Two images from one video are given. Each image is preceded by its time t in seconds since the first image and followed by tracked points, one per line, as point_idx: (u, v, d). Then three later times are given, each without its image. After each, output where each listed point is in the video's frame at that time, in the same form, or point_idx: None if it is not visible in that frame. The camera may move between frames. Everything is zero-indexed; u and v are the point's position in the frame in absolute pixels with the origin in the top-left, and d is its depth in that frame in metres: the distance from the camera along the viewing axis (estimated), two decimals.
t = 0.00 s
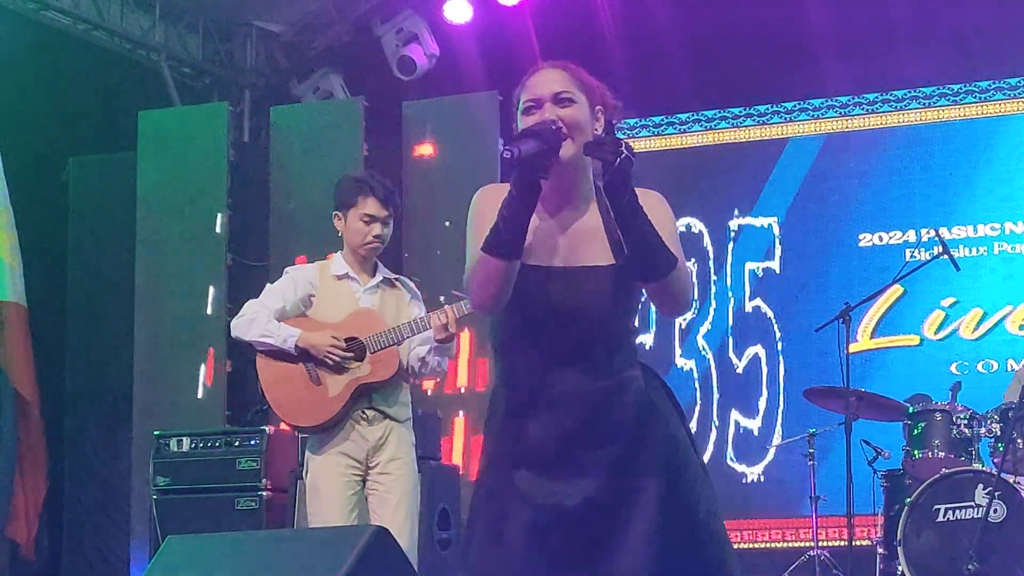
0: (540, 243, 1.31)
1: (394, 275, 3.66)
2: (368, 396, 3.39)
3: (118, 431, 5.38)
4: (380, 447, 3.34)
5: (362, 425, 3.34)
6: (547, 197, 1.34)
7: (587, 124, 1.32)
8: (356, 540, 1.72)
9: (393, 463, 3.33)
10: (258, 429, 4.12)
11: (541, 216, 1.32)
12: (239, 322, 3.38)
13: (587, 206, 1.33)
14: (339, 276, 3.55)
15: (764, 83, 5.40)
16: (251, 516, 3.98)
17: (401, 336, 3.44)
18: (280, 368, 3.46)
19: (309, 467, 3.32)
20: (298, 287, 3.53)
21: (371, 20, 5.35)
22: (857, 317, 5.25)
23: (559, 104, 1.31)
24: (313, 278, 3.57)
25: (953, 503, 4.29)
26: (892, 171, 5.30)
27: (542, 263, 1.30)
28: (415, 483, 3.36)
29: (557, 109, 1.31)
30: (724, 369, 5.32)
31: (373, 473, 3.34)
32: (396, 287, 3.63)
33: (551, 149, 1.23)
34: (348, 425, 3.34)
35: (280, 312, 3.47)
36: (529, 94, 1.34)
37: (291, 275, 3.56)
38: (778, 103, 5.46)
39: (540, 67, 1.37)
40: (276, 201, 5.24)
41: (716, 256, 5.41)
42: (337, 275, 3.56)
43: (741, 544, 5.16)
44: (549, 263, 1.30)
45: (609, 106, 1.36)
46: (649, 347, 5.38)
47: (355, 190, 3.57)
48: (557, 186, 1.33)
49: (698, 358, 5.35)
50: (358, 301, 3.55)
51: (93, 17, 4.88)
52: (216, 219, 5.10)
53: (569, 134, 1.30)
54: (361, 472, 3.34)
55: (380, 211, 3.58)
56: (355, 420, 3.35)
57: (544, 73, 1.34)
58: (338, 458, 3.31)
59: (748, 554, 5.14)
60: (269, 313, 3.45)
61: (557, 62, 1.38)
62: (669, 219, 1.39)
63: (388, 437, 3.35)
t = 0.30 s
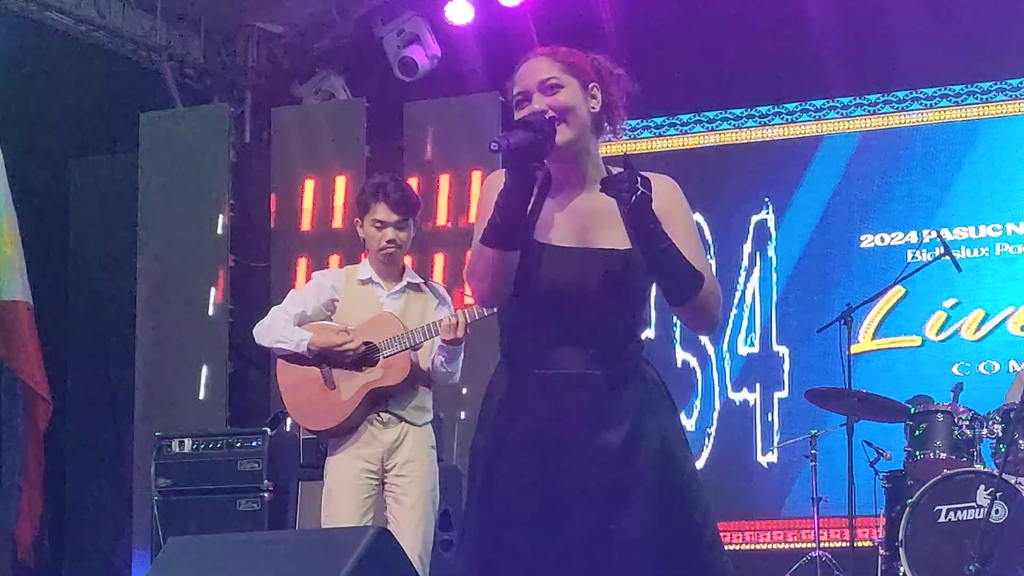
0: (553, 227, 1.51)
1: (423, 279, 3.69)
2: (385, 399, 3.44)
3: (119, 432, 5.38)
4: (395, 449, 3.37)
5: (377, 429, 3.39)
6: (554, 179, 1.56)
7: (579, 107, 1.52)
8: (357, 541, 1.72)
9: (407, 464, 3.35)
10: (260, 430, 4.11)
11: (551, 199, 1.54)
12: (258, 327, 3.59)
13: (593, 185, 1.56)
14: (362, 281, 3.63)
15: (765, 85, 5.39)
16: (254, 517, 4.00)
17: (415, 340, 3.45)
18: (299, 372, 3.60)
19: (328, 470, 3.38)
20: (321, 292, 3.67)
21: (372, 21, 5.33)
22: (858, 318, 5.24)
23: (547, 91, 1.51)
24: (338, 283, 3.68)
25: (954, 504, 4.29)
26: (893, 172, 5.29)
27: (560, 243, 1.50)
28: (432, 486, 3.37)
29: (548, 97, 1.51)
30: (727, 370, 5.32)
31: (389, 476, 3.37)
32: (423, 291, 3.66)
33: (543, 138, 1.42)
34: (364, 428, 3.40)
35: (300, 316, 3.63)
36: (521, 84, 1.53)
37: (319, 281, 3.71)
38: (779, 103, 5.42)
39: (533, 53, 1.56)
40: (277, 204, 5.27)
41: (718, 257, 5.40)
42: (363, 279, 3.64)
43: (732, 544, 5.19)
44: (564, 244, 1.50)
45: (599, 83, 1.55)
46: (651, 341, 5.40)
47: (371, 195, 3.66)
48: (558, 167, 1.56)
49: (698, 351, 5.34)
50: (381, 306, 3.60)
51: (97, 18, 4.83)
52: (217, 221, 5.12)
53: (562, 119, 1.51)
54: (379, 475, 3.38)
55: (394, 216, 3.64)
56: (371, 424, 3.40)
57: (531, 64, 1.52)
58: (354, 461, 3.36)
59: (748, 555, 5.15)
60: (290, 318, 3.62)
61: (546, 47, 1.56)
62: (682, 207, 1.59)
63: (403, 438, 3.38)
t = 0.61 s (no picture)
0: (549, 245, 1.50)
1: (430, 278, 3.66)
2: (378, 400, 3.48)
3: (121, 433, 5.38)
4: (389, 448, 3.41)
5: (372, 428, 3.43)
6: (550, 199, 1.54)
7: (577, 127, 1.51)
8: (359, 542, 1.72)
9: (401, 463, 3.38)
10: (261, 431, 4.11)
11: (548, 217, 1.52)
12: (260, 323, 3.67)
13: (591, 207, 1.54)
14: (367, 280, 3.66)
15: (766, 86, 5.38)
16: (255, 518, 3.99)
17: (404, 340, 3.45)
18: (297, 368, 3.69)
19: (327, 468, 3.45)
20: (325, 291, 3.70)
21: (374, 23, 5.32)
22: (860, 319, 5.24)
23: (546, 110, 1.51)
24: (342, 282, 3.71)
25: (956, 505, 4.29)
26: (894, 173, 5.30)
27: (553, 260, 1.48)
28: (428, 485, 3.38)
29: (545, 117, 1.51)
30: (729, 372, 5.31)
31: (385, 474, 3.41)
32: (426, 290, 3.63)
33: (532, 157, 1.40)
34: (360, 427, 3.46)
35: (303, 314, 3.69)
36: (519, 102, 1.54)
37: (326, 278, 3.73)
38: (780, 104, 5.40)
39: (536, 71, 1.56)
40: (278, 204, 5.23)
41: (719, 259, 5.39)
42: (368, 278, 3.66)
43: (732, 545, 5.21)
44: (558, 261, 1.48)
45: (600, 102, 1.54)
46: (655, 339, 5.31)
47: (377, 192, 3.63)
48: (554, 183, 1.54)
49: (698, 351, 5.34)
50: (382, 305, 3.63)
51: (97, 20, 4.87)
52: (217, 222, 5.15)
53: (560, 143, 1.51)
54: (375, 474, 3.42)
55: (397, 212, 3.61)
56: (367, 423, 3.45)
57: (533, 81, 1.53)
58: (350, 459, 3.41)
59: (750, 557, 5.15)
60: (292, 317, 3.68)
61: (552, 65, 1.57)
62: (677, 240, 1.59)
63: (396, 437, 3.41)
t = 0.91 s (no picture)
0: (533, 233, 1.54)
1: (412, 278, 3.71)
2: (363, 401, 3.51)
3: (123, 434, 5.38)
4: (375, 449, 3.45)
5: (358, 428, 3.48)
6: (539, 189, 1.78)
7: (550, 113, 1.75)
8: (359, 544, 1.74)
9: (388, 464, 3.43)
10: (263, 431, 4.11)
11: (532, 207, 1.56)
12: (245, 326, 3.73)
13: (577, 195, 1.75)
14: (350, 281, 3.71)
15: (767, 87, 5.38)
16: (256, 520, 4.00)
17: (389, 340, 3.53)
18: (280, 372, 3.71)
19: (314, 467, 3.52)
20: (309, 292, 3.74)
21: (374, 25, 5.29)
22: (861, 320, 5.24)
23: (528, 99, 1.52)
24: (325, 282, 3.75)
25: (957, 505, 4.29)
26: (895, 174, 5.30)
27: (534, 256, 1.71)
28: (415, 485, 3.43)
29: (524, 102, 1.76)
30: (732, 371, 5.29)
31: (372, 474, 3.46)
32: (412, 289, 3.67)
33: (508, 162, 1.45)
34: (344, 428, 3.50)
35: (285, 317, 3.74)
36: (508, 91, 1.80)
37: (309, 280, 3.78)
38: (781, 105, 5.38)
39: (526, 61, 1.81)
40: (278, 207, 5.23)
41: (722, 260, 5.39)
42: (351, 279, 3.71)
43: (743, 544, 5.18)
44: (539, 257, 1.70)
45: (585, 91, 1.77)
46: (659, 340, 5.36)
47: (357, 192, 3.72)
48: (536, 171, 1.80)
49: (700, 352, 5.29)
50: (366, 305, 3.68)
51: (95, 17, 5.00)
52: (217, 223, 5.15)
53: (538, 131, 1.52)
54: (362, 474, 3.48)
55: (375, 212, 3.69)
56: (353, 423, 3.49)
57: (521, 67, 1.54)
58: (337, 460, 3.47)
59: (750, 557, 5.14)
60: (276, 318, 3.74)
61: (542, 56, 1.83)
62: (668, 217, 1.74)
63: (382, 439, 3.45)
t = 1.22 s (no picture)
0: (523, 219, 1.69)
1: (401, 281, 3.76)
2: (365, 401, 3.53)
3: (125, 434, 5.39)
4: (375, 450, 3.47)
5: (357, 429, 3.49)
6: (536, 195, 2.10)
7: (544, 125, 2.07)
8: (361, 545, 1.74)
9: (388, 465, 3.46)
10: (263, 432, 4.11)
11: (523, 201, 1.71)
12: (236, 335, 3.62)
13: (568, 202, 2.08)
14: (341, 286, 3.72)
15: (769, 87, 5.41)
16: (258, 520, 4.00)
17: (389, 342, 3.51)
18: (274, 378, 3.65)
19: (312, 469, 3.51)
20: (299, 299, 3.72)
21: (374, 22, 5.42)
22: (862, 320, 5.24)
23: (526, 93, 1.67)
24: (315, 289, 3.75)
25: (958, 506, 4.29)
26: (896, 175, 5.29)
27: (532, 261, 2.02)
28: (415, 483, 3.48)
29: (520, 113, 2.08)
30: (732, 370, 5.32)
31: (372, 475, 3.48)
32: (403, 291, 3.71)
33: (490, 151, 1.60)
34: (343, 430, 3.51)
35: (278, 323, 3.68)
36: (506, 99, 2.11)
37: (296, 287, 3.76)
38: (783, 106, 5.42)
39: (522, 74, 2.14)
40: (281, 206, 5.25)
41: (722, 260, 5.40)
42: (341, 284, 3.73)
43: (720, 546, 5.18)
44: (536, 262, 2.02)
45: (578, 106, 2.10)
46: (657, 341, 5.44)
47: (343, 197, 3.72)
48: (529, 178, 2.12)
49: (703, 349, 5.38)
50: (359, 309, 3.67)
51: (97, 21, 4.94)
52: (217, 223, 5.14)
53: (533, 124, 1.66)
54: (361, 475, 3.49)
55: (365, 217, 3.70)
56: (352, 425, 3.50)
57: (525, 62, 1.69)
58: (337, 462, 3.47)
59: (751, 558, 5.13)
60: (268, 325, 3.66)
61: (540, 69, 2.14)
62: (649, 219, 2.05)
63: (382, 440, 3.47)
